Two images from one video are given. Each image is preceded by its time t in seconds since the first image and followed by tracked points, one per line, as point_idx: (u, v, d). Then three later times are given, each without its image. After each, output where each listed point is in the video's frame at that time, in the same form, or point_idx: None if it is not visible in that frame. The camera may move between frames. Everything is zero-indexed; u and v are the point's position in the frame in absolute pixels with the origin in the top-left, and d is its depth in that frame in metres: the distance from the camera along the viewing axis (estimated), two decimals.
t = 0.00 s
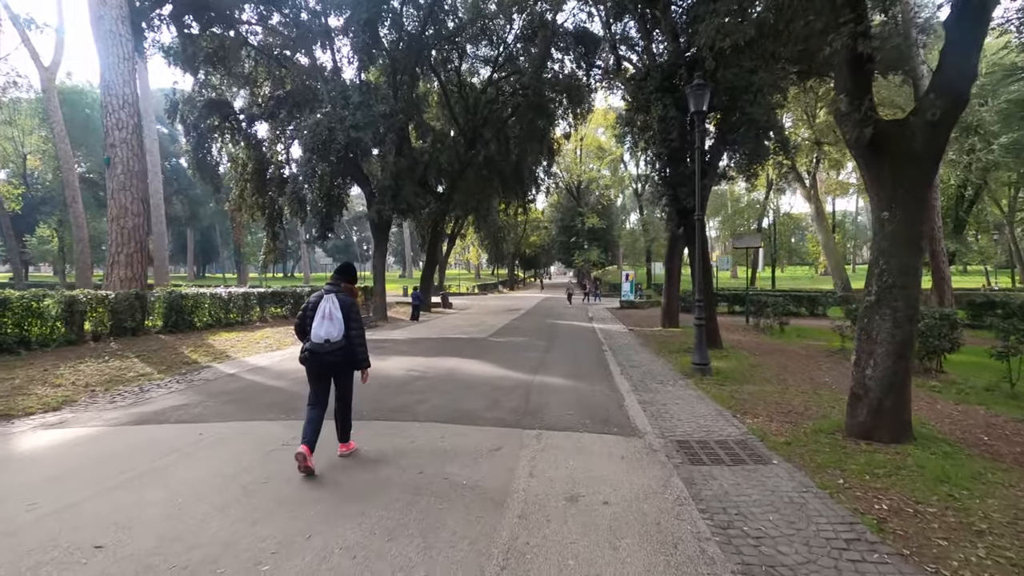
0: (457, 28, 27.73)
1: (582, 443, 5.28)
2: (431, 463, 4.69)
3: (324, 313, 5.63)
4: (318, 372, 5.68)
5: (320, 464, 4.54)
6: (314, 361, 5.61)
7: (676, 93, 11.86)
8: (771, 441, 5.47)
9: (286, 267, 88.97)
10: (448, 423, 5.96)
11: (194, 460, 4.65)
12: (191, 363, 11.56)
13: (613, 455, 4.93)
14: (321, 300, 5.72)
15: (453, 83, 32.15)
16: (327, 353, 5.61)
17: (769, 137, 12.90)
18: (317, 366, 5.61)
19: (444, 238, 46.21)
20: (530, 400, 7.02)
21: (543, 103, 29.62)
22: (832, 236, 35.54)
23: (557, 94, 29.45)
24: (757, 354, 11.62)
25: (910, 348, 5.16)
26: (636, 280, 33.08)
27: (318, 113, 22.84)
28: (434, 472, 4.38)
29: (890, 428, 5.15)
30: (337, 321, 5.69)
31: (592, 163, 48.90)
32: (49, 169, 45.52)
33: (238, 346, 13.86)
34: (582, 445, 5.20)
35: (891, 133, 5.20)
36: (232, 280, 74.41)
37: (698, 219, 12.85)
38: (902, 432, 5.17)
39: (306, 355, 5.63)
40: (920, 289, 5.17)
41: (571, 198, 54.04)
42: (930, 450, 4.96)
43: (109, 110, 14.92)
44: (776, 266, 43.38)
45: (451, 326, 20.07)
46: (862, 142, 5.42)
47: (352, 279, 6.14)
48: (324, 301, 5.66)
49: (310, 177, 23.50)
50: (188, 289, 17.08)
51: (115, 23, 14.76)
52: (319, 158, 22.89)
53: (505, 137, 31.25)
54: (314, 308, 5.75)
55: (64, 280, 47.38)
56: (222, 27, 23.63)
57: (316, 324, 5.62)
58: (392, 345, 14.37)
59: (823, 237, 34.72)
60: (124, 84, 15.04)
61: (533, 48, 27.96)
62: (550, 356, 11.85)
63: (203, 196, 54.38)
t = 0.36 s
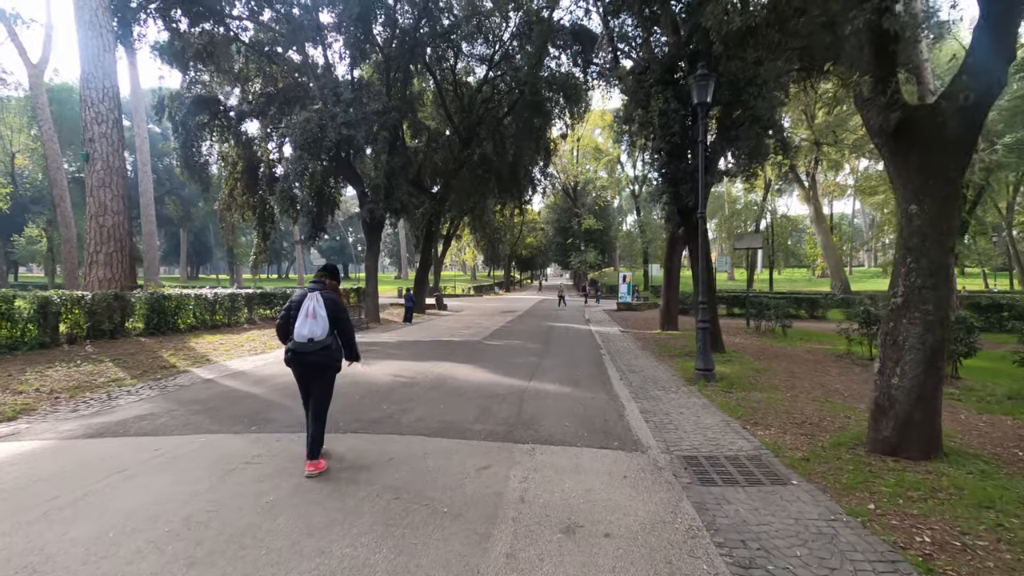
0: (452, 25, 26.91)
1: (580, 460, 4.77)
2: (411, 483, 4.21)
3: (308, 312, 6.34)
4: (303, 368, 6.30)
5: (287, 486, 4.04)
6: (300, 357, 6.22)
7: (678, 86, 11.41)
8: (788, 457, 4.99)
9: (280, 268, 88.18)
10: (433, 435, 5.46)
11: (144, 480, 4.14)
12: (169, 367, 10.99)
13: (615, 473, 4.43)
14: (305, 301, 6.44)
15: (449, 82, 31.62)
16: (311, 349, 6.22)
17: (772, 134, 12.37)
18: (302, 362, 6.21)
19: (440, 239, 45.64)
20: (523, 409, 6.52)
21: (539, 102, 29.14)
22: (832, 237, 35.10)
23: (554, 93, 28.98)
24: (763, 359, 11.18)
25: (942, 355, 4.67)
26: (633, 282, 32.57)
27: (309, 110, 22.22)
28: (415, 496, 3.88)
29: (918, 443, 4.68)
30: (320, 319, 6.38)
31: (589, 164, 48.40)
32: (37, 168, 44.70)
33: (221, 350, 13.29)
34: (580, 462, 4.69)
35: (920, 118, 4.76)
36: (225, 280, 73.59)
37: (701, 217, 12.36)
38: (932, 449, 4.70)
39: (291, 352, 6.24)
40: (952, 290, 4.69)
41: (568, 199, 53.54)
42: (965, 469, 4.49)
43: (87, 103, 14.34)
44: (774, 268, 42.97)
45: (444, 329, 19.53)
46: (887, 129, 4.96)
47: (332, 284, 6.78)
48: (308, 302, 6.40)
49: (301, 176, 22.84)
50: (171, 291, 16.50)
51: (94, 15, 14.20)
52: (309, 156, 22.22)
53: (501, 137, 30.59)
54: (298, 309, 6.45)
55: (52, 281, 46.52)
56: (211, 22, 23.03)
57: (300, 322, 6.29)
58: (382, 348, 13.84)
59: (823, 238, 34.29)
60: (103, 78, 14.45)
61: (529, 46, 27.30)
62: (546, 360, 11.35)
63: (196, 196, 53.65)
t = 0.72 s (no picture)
0: (450, 20, 26.29)
1: (584, 486, 4.20)
2: (391, 514, 3.65)
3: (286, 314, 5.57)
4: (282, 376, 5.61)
5: (245, 521, 3.46)
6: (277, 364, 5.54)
7: (684, 74, 10.79)
8: (819, 480, 4.43)
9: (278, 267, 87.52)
10: (419, 453, 4.90)
11: (81, 513, 3.58)
12: (147, 372, 10.41)
13: (624, 503, 3.88)
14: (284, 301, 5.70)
15: (446, 79, 31.12)
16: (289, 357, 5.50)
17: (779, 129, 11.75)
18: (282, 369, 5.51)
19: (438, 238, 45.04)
20: (520, 422, 5.95)
21: (538, 99, 28.70)
22: (835, 236, 34.59)
23: (552, 89, 28.62)
24: (774, 363, 10.66)
25: (995, 366, 4.12)
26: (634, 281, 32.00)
27: (301, 105, 21.60)
28: (392, 535, 3.31)
29: (969, 466, 4.13)
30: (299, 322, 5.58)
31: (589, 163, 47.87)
32: (29, 166, 43.96)
33: (205, 353, 12.70)
34: (584, 488, 4.13)
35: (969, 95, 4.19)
36: (222, 280, 72.93)
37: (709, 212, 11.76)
38: (984, 472, 4.15)
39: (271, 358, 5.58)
40: (1006, 292, 4.14)
41: (567, 198, 52.96)
42: None
43: (67, 96, 13.74)
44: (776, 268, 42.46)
45: (440, 330, 18.95)
46: (932, 109, 4.36)
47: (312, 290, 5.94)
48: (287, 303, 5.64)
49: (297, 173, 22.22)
50: (157, 291, 15.91)
51: (75, 3, 13.60)
52: (302, 152, 21.57)
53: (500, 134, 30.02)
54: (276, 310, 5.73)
55: (44, 281, 45.80)
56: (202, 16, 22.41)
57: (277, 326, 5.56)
58: (373, 350, 13.27)
59: (826, 237, 33.80)
60: (83, 69, 13.85)
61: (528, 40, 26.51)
62: (545, 364, 10.77)
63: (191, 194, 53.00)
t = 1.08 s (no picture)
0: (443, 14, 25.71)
1: (579, 514, 3.63)
2: (351, 552, 3.08)
3: (250, 315, 4.77)
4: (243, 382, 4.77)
5: (174, 564, 2.89)
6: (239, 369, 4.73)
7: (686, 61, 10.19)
8: (848, 504, 3.88)
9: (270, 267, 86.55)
10: (393, 472, 4.32)
11: None
12: (115, 377, 9.76)
13: (627, 537, 3.32)
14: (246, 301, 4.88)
15: (439, 74, 30.51)
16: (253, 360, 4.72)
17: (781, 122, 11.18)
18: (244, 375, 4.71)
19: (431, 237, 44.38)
20: (509, 435, 5.37)
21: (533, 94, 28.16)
22: (834, 235, 34.19)
23: (547, 84, 28.18)
24: (779, 366, 10.14)
25: None
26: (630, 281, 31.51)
27: (288, 99, 20.95)
28: None
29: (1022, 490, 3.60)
30: (265, 324, 4.77)
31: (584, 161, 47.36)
32: (13, 163, 43.00)
33: (181, 356, 12.05)
34: (579, 517, 3.56)
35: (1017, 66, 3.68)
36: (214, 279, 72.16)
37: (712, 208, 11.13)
38: None
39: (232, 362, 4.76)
40: None
41: (563, 197, 52.40)
42: None
43: (37, 85, 13.07)
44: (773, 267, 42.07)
45: (431, 331, 18.35)
46: (974, 83, 3.83)
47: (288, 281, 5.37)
48: (250, 302, 4.83)
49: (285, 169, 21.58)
50: (134, 290, 15.24)
51: None
52: (289, 147, 20.91)
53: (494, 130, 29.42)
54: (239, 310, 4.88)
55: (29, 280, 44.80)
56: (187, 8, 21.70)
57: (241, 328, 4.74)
58: (359, 352, 12.64)
59: (825, 236, 33.39)
60: (55, 57, 13.19)
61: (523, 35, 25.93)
62: (539, 368, 10.20)
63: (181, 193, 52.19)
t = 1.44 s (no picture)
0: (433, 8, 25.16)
1: (572, 554, 3.11)
2: None
3: (222, 312, 4.75)
4: (215, 382, 4.70)
5: None
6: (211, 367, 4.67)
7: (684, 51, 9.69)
8: (880, 538, 3.39)
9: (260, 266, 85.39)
10: (360, 500, 3.78)
11: None
12: (77, 383, 9.13)
13: None
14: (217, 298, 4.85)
15: (430, 70, 29.97)
16: (227, 357, 4.67)
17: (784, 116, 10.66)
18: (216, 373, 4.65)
19: (422, 237, 43.72)
20: (495, 453, 4.84)
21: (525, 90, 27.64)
22: (828, 235, 33.98)
23: (539, 80, 27.82)
24: (780, 370, 9.68)
25: None
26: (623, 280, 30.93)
27: (272, 92, 20.30)
28: None
29: None
30: (240, 321, 4.79)
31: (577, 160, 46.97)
32: None
33: (152, 359, 11.44)
34: (572, 559, 3.05)
35: None
36: (201, 278, 71.11)
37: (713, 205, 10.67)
38: None
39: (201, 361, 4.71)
40: None
41: (555, 196, 51.92)
42: None
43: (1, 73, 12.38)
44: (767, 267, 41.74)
45: (419, 332, 17.77)
46: None
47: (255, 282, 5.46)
48: (221, 300, 4.82)
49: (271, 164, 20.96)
50: (107, 290, 14.56)
51: None
52: (273, 141, 20.19)
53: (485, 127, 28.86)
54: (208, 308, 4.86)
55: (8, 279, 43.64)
56: None
57: (213, 325, 4.70)
58: (341, 356, 12.07)
59: (818, 236, 33.13)
60: (20, 44, 12.51)
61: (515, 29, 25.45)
62: (530, 373, 9.68)
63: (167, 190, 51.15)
